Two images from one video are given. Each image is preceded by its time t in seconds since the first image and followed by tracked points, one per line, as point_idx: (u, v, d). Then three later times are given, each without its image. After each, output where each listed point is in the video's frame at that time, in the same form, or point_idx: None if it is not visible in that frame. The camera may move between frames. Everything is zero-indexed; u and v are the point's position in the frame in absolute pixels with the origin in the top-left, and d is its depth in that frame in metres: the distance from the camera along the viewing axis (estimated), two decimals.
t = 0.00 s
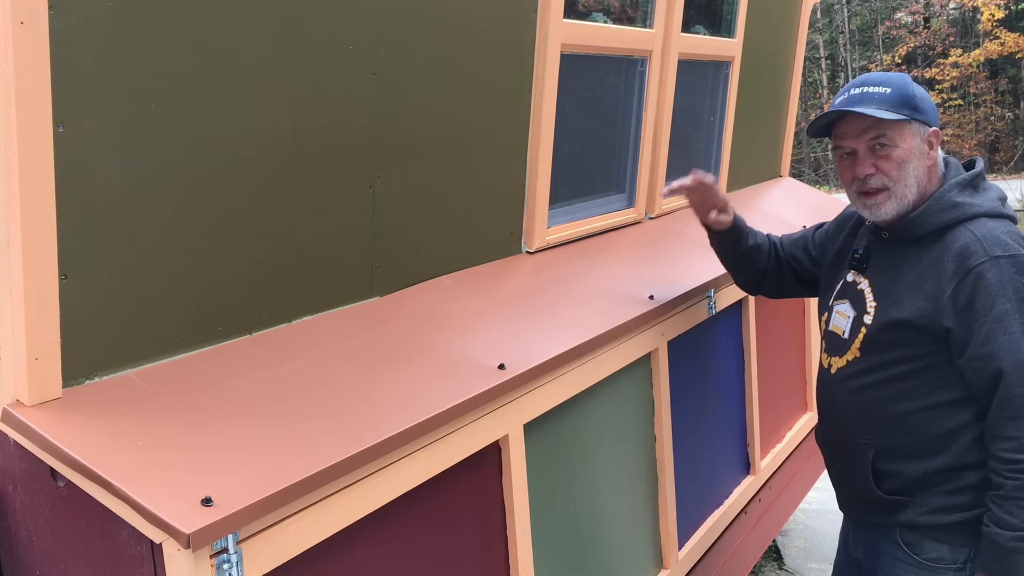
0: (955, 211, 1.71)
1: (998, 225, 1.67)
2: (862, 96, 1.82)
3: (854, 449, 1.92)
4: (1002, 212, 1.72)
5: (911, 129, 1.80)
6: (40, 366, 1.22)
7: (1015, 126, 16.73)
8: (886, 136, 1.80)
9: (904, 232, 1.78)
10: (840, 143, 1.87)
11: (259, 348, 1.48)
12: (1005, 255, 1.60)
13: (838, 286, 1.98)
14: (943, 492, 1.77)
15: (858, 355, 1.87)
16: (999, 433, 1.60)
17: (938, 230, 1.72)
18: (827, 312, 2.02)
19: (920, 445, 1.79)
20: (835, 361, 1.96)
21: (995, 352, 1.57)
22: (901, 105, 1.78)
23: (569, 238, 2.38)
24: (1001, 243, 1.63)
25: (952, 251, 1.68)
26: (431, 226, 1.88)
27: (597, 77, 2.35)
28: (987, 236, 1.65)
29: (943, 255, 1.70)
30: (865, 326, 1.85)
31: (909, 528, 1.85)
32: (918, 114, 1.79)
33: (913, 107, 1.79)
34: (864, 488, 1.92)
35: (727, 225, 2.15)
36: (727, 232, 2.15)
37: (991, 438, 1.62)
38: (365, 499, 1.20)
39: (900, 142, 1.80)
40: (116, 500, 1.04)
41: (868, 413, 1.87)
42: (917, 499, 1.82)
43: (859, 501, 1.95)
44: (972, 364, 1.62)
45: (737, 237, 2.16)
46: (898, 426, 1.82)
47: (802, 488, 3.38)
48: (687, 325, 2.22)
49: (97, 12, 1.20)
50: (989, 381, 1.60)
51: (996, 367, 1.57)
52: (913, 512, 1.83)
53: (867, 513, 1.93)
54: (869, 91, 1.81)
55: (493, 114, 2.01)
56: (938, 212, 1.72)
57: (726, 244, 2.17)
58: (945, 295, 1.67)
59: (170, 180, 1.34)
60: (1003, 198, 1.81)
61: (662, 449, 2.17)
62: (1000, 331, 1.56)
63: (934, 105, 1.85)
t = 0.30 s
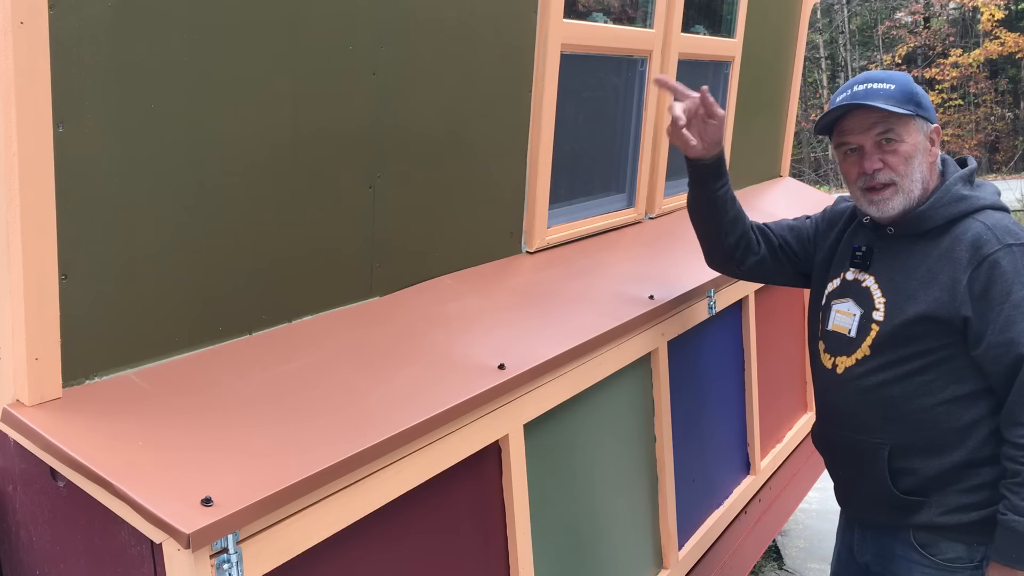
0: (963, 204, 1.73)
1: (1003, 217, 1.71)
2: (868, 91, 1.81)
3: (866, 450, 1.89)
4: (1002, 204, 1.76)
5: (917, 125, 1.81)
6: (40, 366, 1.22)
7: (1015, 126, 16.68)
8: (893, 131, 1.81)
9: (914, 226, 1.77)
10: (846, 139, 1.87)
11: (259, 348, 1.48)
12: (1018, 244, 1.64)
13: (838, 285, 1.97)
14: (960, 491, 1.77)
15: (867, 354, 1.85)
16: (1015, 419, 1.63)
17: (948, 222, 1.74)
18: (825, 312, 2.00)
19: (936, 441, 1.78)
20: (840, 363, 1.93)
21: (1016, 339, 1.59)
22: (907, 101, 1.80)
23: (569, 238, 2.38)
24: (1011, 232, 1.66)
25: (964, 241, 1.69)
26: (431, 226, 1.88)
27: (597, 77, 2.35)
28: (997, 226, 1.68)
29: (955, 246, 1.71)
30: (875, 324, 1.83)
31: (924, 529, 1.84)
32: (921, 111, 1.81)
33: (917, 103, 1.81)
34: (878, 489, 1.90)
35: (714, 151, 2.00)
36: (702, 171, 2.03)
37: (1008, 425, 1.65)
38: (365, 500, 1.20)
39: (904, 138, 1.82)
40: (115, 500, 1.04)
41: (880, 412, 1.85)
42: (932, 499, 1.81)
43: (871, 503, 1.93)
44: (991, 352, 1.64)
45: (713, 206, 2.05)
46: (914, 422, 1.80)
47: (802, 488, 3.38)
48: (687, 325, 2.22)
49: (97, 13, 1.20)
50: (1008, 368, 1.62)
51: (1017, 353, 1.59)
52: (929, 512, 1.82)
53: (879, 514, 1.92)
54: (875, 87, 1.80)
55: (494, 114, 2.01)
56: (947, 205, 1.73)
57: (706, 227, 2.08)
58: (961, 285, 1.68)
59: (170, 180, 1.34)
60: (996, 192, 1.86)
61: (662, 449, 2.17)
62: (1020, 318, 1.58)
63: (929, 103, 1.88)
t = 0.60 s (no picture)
0: (965, 203, 1.74)
1: (1004, 216, 1.73)
2: (870, 92, 1.80)
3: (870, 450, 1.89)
4: (1001, 204, 1.78)
5: (918, 126, 1.82)
6: (40, 366, 1.22)
7: (1015, 126, 16.65)
8: (895, 133, 1.81)
9: (916, 227, 1.78)
10: (848, 141, 1.87)
11: (259, 347, 1.48)
12: (1022, 243, 1.65)
13: (837, 286, 1.97)
14: (962, 491, 1.78)
15: (871, 355, 1.85)
16: None
17: (950, 223, 1.75)
18: (824, 313, 2.00)
19: (941, 441, 1.78)
20: (842, 363, 1.92)
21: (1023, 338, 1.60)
22: (907, 102, 1.80)
23: (569, 238, 2.38)
24: (1014, 232, 1.68)
25: (969, 241, 1.70)
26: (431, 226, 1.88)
27: (597, 77, 2.35)
28: (1000, 226, 1.69)
29: (959, 245, 1.71)
30: (878, 325, 1.83)
31: (926, 529, 1.84)
32: (922, 112, 1.82)
33: (918, 104, 1.81)
34: (880, 489, 1.90)
35: (699, 183, 2.02)
36: (690, 202, 2.04)
37: (1015, 424, 1.66)
38: (365, 500, 1.20)
39: (906, 139, 1.82)
40: (116, 500, 1.04)
41: (885, 412, 1.84)
42: (935, 499, 1.82)
43: (873, 503, 1.93)
44: (998, 352, 1.65)
45: (704, 234, 2.06)
46: (919, 423, 1.80)
47: (802, 488, 3.38)
48: (687, 325, 2.22)
49: (96, 12, 1.20)
50: (1016, 367, 1.63)
51: None
52: (932, 512, 1.82)
53: (881, 514, 1.92)
54: (877, 88, 1.80)
55: (494, 114, 2.01)
56: (949, 205, 1.74)
57: (701, 253, 2.08)
58: (967, 285, 1.68)
59: (170, 180, 1.34)
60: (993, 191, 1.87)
61: (662, 449, 2.16)
62: None
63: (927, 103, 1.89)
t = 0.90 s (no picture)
0: (958, 204, 1.73)
1: (998, 216, 1.71)
2: (861, 95, 1.81)
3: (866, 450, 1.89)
4: (996, 203, 1.77)
5: (911, 127, 1.81)
6: (40, 366, 1.22)
7: (1015, 126, 16.68)
8: (887, 134, 1.81)
9: (910, 227, 1.78)
10: (841, 144, 1.87)
11: (259, 347, 1.48)
12: (1014, 242, 1.64)
13: (834, 287, 1.97)
14: (958, 490, 1.78)
15: (866, 354, 1.85)
16: (1017, 418, 1.63)
17: (944, 223, 1.74)
18: (822, 313, 2.00)
19: (936, 441, 1.78)
20: (838, 363, 1.93)
21: (1016, 338, 1.58)
22: (899, 103, 1.80)
23: (569, 238, 2.38)
24: (1008, 231, 1.67)
25: (962, 241, 1.70)
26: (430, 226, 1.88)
27: (597, 77, 2.36)
28: (993, 225, 1.68)
29: (952, 246, 1.71)
30: (873, 325, 1.83)
31: (923, 528, 1.84)
32: (916, 113, 1.81)
33: (910, 105, 1.81)
34: (877, 488, 1.90)
35: (705, 191, 2.04)
36: (696, 207, 2.05)
37: (1010, 423, 1.65)
38: (365, 500, 1.20)
39: (898, 140, 1.82)
40: (115, 500, 1.04)
41: (880, 412, 1.84)
42: (931, 498, 1.81)
43: (871, 502, 1.92)
44: (991, 352, 1.64)
45: (709, 239, 2.07)
46: (914, 422, 1.80)
47: (802, 488, 3.38)
48: (687, 325, 2.22)
49: (96, 13, 1.20)
50: (1009, 366, 1.62)
51: (1017, 352, 1.59)
52: (928, 511, 1.82)
53: (878, 514, 1.92)
54: (869, 90, 1.81)
55: (493, 114, 2.01)
56: (942, 205, 1.74)
57: (705, 258, 2.09)
58: (960, 285, 1.68)
59: (170, 180, 1.34)
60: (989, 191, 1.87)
61: (662, 449, 2.16)
62: (1020, 317, 1.58)
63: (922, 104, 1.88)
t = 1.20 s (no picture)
0: (953, 205, 1.72)
1: (995, 218, 1.69)
2: (854, 96, 1.82)
3: (864, 450, 1.89)
4: (994, 205, 1.75)
5: (901, 132, 1.79)
6: (40, 366, 1.22)
7: (1015, 126, 16.68)
8: (874, 139, 1.79)
9: (904, 228, 1.78)
10: (830, 145, 1.87)
11: (259, 347, 1.48)
12: (1009, 245, 1.62)
13: (832, 287, 1.97)
14: (955, 490, 1.77)
15: (862, 355, 1.85)
16: (1009, 420, 1.60)
17: (939, 225, 1.73)
18: (819, 314, 2.00)
19: (931, 441, 1.77)
20: (834, 364, 1.94)
21: (1007, 340, 1.56)
22: (891, 107, 1.78)
23: (569, 238, 2.38)
24: (1003, 233, 1.65)
25: (956, 243, 1.68)
26: (430, 226, 1.88)
27: (597, 77, 2.35)
28: (989, 227, 1.67)
29: (947, 248, 1.70)
30: (869, 325, 1.83)
31: (920, 528, 1.83)
32: (908, 118, 1.78)
33: (905, 109, 1.78)
34: (874, 487, 1.90)
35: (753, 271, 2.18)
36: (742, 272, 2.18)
37: (1002, 425, 1.63)
38: (365, 500, 1.20)
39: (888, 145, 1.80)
40: (116, 500, 1.04)
41: (877, 412, 1.84)
42: (928, 498, 1.81)
43: (869, 501, 1.92)
44: (983, 354, 1.62)
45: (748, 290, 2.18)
46: (910, 423, 1.79)
47: (802, 488, 3.38)
48: (687, 325, 2.22)
49: (96, 12, 1.20)
50: (1001, 369, 1.59)
51: (1008, 356, 1.56)
52: (925, 510, 1.82)
53: (876, 512, 1.92)
54: (861, 93, 1.81)
55: (493, 114, 2.01)
56: (936, 207, 1.73)
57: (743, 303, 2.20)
58: (953, 287, 1.67)
59: (170, 180, 1.34)
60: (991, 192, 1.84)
61: (662, 449, 2.16)
62: (1011, 320, 1.55)
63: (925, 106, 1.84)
